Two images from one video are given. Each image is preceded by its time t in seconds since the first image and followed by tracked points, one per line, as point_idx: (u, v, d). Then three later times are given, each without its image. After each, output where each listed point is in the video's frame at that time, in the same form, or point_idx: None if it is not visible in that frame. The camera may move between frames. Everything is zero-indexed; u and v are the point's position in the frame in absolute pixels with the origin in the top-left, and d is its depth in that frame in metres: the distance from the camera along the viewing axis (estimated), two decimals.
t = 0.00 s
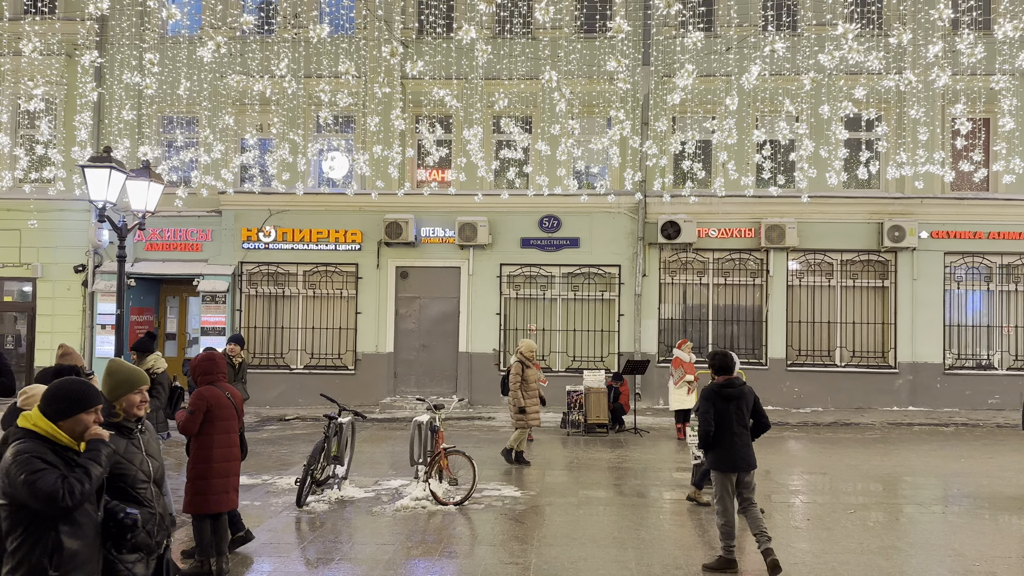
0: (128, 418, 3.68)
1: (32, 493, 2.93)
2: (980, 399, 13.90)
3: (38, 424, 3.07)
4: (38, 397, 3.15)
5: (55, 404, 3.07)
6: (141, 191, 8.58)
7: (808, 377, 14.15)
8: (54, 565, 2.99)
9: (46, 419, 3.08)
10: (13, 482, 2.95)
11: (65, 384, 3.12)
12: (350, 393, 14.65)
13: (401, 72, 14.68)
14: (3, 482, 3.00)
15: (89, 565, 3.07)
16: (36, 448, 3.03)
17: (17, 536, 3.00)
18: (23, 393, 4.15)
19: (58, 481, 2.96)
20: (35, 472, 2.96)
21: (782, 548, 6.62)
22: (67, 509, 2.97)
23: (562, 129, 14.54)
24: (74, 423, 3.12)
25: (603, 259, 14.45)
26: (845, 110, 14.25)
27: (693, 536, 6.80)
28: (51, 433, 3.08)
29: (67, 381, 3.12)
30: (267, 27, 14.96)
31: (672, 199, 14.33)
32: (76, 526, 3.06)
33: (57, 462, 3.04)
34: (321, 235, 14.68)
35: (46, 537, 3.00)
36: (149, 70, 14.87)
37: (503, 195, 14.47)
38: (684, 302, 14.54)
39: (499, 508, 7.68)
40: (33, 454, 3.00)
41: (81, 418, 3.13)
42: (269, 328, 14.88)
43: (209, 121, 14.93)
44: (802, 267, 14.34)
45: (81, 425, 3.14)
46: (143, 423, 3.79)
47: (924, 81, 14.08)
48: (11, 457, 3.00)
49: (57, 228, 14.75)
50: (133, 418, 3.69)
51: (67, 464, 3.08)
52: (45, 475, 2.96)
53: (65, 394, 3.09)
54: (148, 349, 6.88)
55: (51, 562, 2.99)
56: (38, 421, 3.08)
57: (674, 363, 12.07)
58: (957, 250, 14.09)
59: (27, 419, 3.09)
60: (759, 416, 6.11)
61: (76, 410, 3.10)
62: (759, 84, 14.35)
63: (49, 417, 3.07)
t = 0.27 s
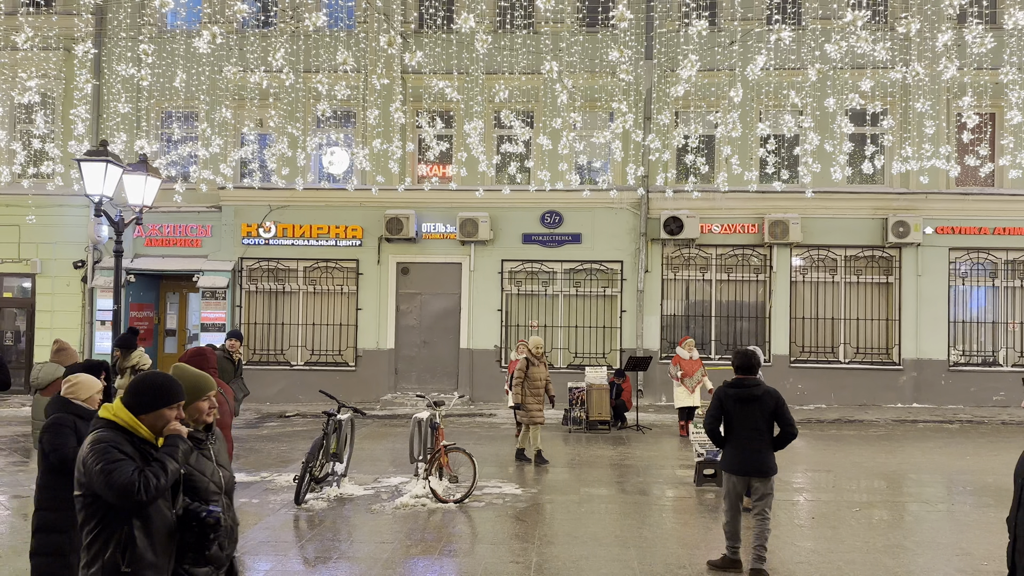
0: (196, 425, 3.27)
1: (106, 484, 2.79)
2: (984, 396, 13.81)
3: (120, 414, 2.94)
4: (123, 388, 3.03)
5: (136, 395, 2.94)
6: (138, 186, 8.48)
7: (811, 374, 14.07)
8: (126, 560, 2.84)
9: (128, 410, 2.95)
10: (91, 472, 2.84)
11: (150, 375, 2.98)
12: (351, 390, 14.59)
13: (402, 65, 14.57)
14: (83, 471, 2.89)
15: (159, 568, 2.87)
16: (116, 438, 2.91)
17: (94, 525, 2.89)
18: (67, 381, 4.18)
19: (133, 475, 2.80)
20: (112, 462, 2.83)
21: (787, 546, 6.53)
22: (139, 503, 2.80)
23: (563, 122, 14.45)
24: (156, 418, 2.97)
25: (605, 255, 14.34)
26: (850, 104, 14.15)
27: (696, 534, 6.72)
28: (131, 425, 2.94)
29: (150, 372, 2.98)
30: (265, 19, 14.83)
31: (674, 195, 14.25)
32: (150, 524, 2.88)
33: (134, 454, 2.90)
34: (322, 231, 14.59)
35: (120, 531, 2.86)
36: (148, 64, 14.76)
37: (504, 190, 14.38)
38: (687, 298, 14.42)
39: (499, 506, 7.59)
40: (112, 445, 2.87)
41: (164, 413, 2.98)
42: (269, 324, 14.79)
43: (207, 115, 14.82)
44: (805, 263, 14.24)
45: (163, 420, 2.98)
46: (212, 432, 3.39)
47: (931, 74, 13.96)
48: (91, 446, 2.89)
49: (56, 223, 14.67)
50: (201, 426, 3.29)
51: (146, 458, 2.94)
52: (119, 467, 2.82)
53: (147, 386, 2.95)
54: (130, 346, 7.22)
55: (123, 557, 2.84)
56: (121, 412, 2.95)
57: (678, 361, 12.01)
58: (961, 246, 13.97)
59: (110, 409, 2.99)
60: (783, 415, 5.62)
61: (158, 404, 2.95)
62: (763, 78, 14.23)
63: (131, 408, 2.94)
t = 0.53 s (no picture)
0: (267, 410, 3.28)
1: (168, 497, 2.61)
2: (989, 392, 13.67)
3: (181, 418, 2.75)
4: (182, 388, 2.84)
5: (196, 398, 2.75)
6: (135, 179, 8.38)
7: (813, 370, 13.99)
8: (191, 573, 2.66)
9: (188, 413, 2.76)
10: (151, 481, 2.65)
11: (211, 377, 2.78)
12: (350, 386, 14.51)
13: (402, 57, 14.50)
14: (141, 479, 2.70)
15: None
16: (178, 442, 2.72)
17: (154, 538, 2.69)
18: (98, 385, 4.17)
19: (195, 483, 2.61)
20: (173, 470, 2.63)
21: (790, 544, 6.44)
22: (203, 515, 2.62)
23: (564, 115, 14.32)
24: (219, 420, 2.78)
25: (607, 251, 14.24)
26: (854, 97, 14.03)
27: (699, 532, 6.62)
28: (193, 429, 2.75)
29: (211, 373, 2.78)
30: (264, 12, 14.71)
31: (676, 189, 14.15)
32: (215, 533, 2.71)
33: (195, 461, 2.71)
34: (322, 227, 14.50)
35: (183, 541, 2.68)
36: (145, 57, 14.65)
37: (504, 185, 14.28)
38: (689, 294, 14.33)
39: (499, 503, 7.50)
40: (172, 451, 2.68)
41: (227, 415, 2.79)
42: (269, 320, 14.72)
43: (204, 107, 14.71)
44: (808, 258, 14.14)
45: (226, 423, 2.80)
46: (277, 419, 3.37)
47: (938, 67, 13.82)
48: (150, 453, 2.70)
49: (54, 218, 14.59)
50: (271, 411, 3.28)
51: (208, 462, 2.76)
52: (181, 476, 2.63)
53: (208, 389, 2.75)
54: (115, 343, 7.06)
55: (188, 569, 2.66)
56: (181, 415, 2.75)
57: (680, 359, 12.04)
58: (965, 242, 13.87)
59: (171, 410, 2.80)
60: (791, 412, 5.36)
61: (220, 407, 2.76)
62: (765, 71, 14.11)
63: (195, 412, 2.74)
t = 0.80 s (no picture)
0: (344, 404, 3.11)
1: (244, 494, 2.44)
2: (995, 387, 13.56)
3: (259, 398, 2.58)
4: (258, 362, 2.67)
5: (274, 376, 2.59)
6: (132, 169, 8.28)
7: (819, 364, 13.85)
8: (272, 566, 2.49)
9: (267, 392, 2.60)
10: (228, 472, 2.49)
11: (290, 352, 2.62)
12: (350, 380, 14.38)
13: (404, 45, 14.39)
14: (218, 466, 2.54)
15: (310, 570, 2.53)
16: (256, 427, 2.55)
17: (231, 530, 2.54)
18: (136, 364, 4.13)
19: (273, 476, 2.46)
20: (250, 460, 2.47)
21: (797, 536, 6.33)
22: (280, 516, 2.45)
23: (567, 104, 14.20)
24: (299, 399, 2.62)
25: (610, 244, 14.13)
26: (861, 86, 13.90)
27: (704, 524, 6.53)
28: (271, 408, 2.59)
29: (289, 351, 2.62)
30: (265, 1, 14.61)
31: (680, 181, 14.02)
32: (296, 525, 2.54)
33: (273, 450, 2.54)
34: (322, 220, 14.41)
35: (263, 534, 2.50)
36: (144, 47, 14.55)
37: (506, 177, 14.19)
38: (692, 288, 14.21)
39: (501, 495, 7.41)
40: (249, 440, 2.51)
41: (307, 393, 2.62)
42: (270, 314, 14.63)
43: (202, 96, 14.61)
44: (812, 252, 14.02)
45: (306, 401, 2.63)
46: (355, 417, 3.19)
47: (946, 54, 13.70)
48: (226, 438, 2.54)
49: (52, 211, 14.49)
50: (349, 404, 3.12)
51: (287, 447, 2.60)
52: (259, 472, 2.47)
53: (287, 364, 2.59)
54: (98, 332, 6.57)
55: (268, 562, 2.49)
56: (258, 394, 2.59)
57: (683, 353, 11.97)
58: (971, 235, 13.73)
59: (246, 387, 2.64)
60: (790, 404, 5.23)
61: (299, 384, 2.60)
62: (769, 61, 14.01)
63: (273, 390, 2.58)
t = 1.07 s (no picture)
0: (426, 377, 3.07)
1: (332, 495, 2.26)
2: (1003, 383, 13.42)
3: (354, 388, 2.43)
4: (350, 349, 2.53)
5: (369, 365, 2.45)
6: (132, 160, 8.18)
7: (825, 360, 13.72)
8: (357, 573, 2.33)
9: (362, 382, 2.45)
10: (318, 467, 2.32)
11: (387, 342, 2.48)
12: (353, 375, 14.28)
13: (409, 35, 14.28)
14: (306, 460, 2.38)
15: None
16: (350, 419, 2.38)
17: (313, 531, 2.37)
18: (189, 363, 4.01)
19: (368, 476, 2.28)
20: (344, 458, 2.30)
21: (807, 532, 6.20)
22: (368, 524, 2.27)
23: (572, 94, 14.07)
24: (394, 392, 2.47)
25: (614, 238, 14.01)
26: (870, 76, 13.75)
27: (712, 520, 6.41)
28: (365, 400, 2.43)
29: (386, 341, 2.48)
30: None
31: (685, 175, 13.89)
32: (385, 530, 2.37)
33: (366, 447, 2.36)
34: (325, 214, 14.29)
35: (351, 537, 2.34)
36: (147, 37, 14.47)
37: (510, 170, 14.07)
38: (698, 283, 14.08)
39: (505, 491, 7.30)
40: (342, 435, 2.32)
41: (401, 385, 2.47)
42: (273, 309, 14.56)
43: (203, 87, 14.50)
44: (819, 246, 13.87)
45: (400, 395, 2.48)
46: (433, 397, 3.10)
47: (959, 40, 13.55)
48: (318, 429, 2.37)
49: (53, 205, 14.40)
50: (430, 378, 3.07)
51: (379, 444, 2.43)
52: (350, 472, 2.29)
53: (383, 355, 2.45)
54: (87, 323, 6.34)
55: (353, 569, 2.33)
56: (354, 384, 2.44)
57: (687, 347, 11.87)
58: (980, 229, 13.59)
59: (341, 377, 2.49)
60: (805, 390, 5.13)
61: (395, 375, 2.45)
62: (777, 53, 13.84)
63: (370, 381, 2.44)
